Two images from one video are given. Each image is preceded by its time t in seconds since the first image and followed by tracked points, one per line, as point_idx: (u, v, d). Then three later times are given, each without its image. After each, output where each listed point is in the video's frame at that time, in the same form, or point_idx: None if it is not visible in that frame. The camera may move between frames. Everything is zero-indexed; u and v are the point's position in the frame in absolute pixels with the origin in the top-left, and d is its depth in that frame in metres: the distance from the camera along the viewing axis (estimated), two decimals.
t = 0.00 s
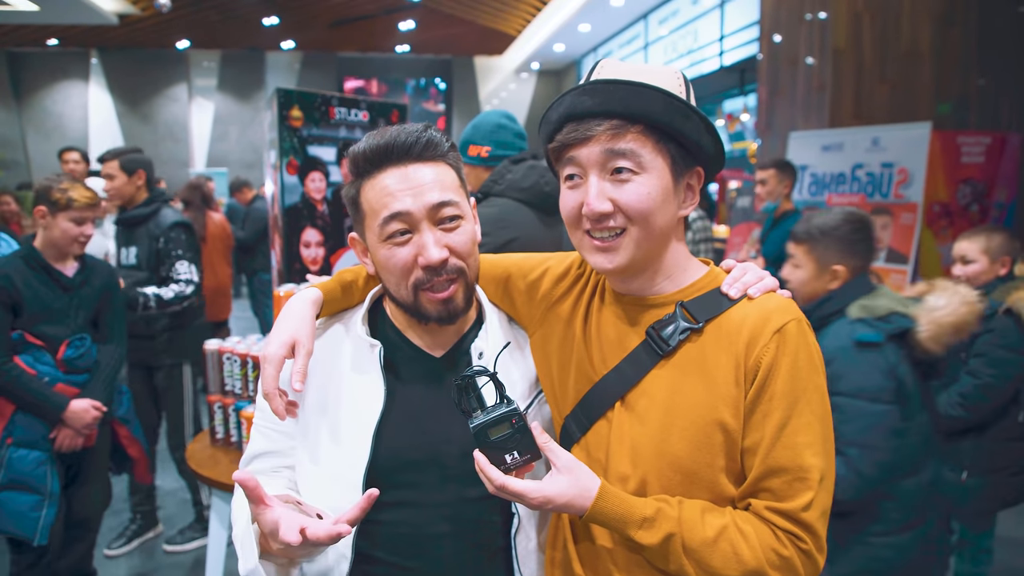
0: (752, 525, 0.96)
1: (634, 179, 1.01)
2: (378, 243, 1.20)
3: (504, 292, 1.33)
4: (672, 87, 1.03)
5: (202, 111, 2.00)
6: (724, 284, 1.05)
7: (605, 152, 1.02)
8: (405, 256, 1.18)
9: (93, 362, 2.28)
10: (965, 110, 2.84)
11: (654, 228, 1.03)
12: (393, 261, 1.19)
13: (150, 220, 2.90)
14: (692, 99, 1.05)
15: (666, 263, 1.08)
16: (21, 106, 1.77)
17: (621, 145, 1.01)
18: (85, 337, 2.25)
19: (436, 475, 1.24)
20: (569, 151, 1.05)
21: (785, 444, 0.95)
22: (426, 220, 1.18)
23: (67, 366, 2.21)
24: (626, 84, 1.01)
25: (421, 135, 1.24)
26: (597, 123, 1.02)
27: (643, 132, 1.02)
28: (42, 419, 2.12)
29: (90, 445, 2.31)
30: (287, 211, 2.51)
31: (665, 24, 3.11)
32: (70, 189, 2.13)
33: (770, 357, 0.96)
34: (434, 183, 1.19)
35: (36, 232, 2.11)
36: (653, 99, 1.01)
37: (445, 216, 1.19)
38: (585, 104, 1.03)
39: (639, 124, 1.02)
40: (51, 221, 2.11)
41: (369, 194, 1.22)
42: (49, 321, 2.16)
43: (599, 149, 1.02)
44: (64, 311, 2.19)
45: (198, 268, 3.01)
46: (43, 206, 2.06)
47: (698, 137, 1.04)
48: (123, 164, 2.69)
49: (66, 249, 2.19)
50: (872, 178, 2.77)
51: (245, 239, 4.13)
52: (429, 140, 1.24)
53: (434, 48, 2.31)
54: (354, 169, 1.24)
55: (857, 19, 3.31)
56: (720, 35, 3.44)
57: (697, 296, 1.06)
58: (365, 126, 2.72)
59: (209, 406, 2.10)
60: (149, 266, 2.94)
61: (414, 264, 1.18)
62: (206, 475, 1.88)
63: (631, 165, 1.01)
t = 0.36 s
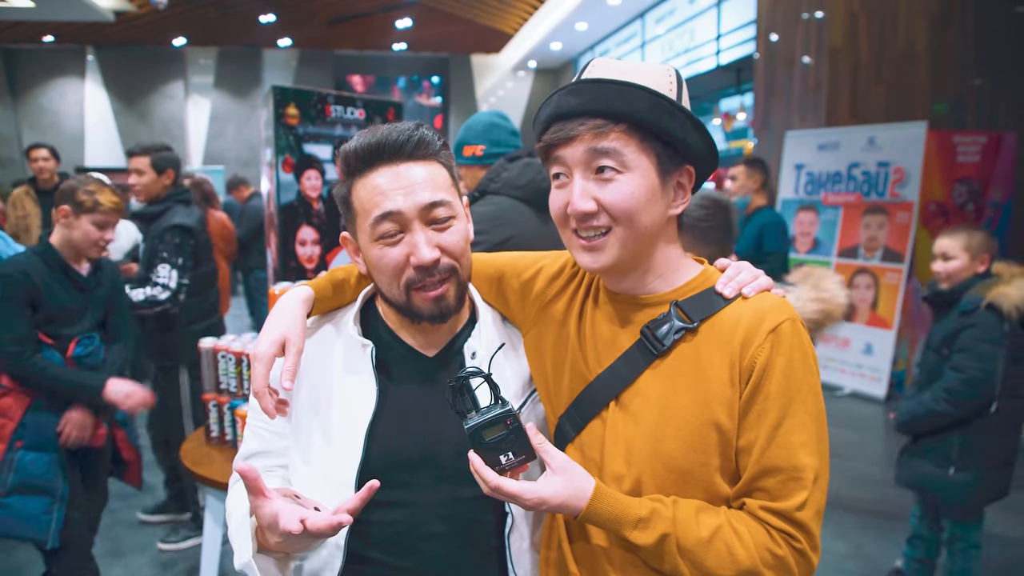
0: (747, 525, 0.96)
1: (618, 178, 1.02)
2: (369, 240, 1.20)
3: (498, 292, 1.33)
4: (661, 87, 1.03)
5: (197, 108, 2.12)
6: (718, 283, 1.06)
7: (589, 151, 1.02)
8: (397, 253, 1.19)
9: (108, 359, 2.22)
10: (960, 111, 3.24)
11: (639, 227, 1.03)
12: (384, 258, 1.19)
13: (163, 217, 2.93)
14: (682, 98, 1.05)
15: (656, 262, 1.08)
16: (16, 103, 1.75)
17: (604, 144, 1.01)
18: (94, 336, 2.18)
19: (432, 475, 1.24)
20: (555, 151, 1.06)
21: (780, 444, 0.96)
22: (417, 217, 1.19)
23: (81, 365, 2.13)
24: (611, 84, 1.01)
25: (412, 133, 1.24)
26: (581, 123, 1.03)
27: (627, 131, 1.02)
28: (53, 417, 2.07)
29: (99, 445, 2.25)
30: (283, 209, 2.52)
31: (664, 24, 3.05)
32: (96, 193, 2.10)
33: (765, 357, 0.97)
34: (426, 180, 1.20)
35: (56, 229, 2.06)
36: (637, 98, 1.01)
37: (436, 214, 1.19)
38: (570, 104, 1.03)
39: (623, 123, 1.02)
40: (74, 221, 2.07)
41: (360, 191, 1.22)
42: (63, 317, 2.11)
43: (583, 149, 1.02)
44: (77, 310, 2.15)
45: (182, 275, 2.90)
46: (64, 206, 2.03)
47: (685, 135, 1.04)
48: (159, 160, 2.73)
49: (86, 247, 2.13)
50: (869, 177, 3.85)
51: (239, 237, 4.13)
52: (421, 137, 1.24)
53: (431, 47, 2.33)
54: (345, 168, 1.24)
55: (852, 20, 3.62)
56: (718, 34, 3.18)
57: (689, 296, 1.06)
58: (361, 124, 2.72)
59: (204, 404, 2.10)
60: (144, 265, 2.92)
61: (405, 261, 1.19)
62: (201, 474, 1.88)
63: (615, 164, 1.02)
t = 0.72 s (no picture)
0: (755, 526, 0.96)
1: (620, 180, 1.01)
2: (376, 240, 1.21)
3: (504, 292, 1.33)
4: (665, 87, 1.03)
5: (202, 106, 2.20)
6: (724, 284, 1.05)
7: (591, 154, 1.02)
8: (402, 252, 1.19)
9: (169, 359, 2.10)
10: (967, 111, 3.44)
11: (642, 229, 1.02)
12: (389, 258, 1.20)
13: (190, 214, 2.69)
14: (686, 99, 1.04)
15: (660, 263, 1.08)
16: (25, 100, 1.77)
17: (606, 146, 1.01)
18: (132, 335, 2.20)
19: (437, 475, 1.24)
20: (558, 153, 1.06)
21: (787, 445, 0.96)
22: (423, 218, 1.19)
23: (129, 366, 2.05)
24: (612, 86, 1.01)
25: (418, 133, 1.24)
26: (582, 126, 1.03)
27: (629, 133, 1.01)
28: (114, 416, 2.06)
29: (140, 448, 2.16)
30: (289, 209, 2.48)
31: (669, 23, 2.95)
32: (110, 192, 2.04)
33: (772, 358, 0.97)
34: (432, 180, 1.20)
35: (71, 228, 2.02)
36: (638, 100, 1.00)
37: (442, 214, 1.19)
38: (573, 106, 1.04)
39: (624, 125, 1.01)
40: (87, 222, 2.02)
41: (367, 191, 1.22)
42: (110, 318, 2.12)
43: (586, 151, 1.02)
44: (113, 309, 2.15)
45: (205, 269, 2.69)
46: (77, 206, 2.00)
47: (689, 136, 1.04)
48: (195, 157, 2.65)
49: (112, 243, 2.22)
50: (875, 178, 3.66)
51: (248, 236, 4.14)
52: (427, 138, 1.24)
53: (437, 46, 2.32)
54: (351, 170, 1.25)
55: (859, 20, 3.63)
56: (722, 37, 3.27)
57: (695, 297, 1.06)
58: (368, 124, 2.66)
59: (210, 403, 2.11)
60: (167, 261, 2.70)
61: (411, 261, 1.19)
62: (207, 473, 1.89)
63: (617, 166, 1.01)
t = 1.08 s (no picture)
0: (765, 530, 0.96)
1: (636, 182, 1.02)
2: (393, 246, 1.21)
3: (512, 296, 1.34)
4: (679, 90, 1.03)
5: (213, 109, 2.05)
6: (733, 287, 1.05)
7: (607, 155, 1.02)
8: (422, 258, 1.19)
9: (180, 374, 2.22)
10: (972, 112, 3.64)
11: (658, 231, 1.03)
12: (405, 261, 1.20)
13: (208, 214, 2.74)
14: (699, 103, 1.05)
15: (672, 265, 1.08)
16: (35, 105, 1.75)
17: (622, 148, 1.02)
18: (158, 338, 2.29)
19: (443, 475, 1.25)
20: (573, 155, 1.06)
21: (797, 448, 0.96)
22: (440, 224, 1.19)
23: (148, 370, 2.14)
24: (628, 88, 1.01)
25: (427, 138, 1.25)
26: (598, 127, 1.03)
27: (645, 135, 1.02)
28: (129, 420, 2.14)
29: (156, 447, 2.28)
30: (297, 211, 2.51)
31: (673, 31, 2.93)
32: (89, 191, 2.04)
33: (781, 362, 0.97)
34: (444, 187, 1.20)
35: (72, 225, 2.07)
36: (655, 103, 1.01)
37: (458, 217, 1.20)
38: (587, 108, 1.04)
39: (640, 127, 1.02)
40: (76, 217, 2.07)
41: (380, 193, 1.22)
42: (128, 324, 2.24)
43: (601, 153, 1.03)
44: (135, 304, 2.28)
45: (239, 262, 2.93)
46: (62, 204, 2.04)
47: (703, 138, 1.04)
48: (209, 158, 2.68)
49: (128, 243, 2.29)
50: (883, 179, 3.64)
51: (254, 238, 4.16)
52: (437, 142, 1.25)
53: (444, 49, 2.33)
54: (360, 172, 1.25)
55: (866, 19, 3.68)
56: (735, 33, 3.31)
57: (706, 300, 1.06)
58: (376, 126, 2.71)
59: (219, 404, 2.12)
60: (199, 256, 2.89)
61: (430, 265, 1.19)
62: (216, 474, 1.90)
63: (633, 168, 1.02)
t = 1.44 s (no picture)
0: (767, 532, 0.96)
1: (644, 185, 1.02)
2: (398, 244, 1.20)
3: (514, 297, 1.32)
4: (687, 92, 1.04)
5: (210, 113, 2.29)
6: (738, 291, 1.05)
7: (616, 158, 1.02)
8: (427, 254, 1.19)
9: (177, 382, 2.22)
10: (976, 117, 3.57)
11: (666, 233, 1.03)
12: (413, 260, 1.19)
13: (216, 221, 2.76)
14: (707, 104, 1.05)
15: (679, 267, 1.08)
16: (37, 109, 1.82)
17: (632, 151, 1.02)
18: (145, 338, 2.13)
19: (444, 477, 1.24)
20: (582, 158, 1.06)
21: (800, 451, 0.96)
22: (444, 219, 1.20)
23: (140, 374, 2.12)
24: (635, 91, 1.01)
25: (425, 141, 1.25)
26: (607, 130, 1.03)
27: (654, 138, 1.02)
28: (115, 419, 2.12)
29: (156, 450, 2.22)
30: (298, 216, 2.48)
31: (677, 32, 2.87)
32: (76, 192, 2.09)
33: (787, 366, 0.97)
34: (444, 183, 1.21)
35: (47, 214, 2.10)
36: (664, 105, 1.01)
37: (459, 214, 1.21)
38: (597, 110, 1.04)
39: (650, 130, 1.02)
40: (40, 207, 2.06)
41: (382, 193, 1.23)
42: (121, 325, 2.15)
43: (610, 156, 1.03)
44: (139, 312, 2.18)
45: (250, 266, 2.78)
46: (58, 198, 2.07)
47: (712, 142, 1.04)
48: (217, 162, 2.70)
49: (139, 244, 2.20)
50: (883, 184, 3.68)
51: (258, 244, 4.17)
52: (433, 145, 1.25)
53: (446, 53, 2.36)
54: (361, 174, 1.25)
55: (868, 28, 3.68)
56: (731, 40, 3.02)
57: (710, 303, 1.06)
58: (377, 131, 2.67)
59: (220, 408, 2.12)
60: (208, 263, 2.72)
61: (436, 261, 1.19)
62: (217, 479, 1.89)
63: (642, 171, 1.02)
